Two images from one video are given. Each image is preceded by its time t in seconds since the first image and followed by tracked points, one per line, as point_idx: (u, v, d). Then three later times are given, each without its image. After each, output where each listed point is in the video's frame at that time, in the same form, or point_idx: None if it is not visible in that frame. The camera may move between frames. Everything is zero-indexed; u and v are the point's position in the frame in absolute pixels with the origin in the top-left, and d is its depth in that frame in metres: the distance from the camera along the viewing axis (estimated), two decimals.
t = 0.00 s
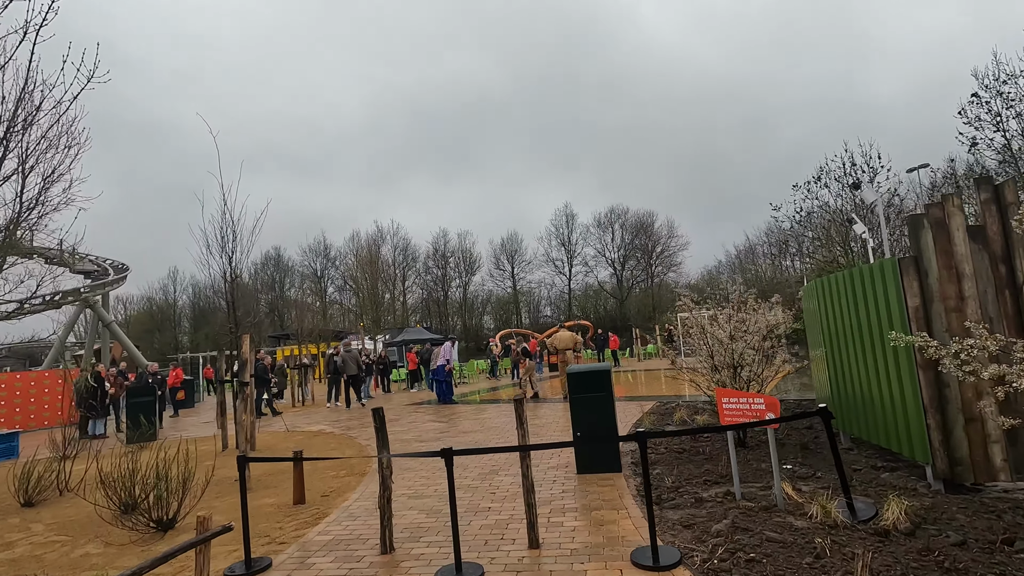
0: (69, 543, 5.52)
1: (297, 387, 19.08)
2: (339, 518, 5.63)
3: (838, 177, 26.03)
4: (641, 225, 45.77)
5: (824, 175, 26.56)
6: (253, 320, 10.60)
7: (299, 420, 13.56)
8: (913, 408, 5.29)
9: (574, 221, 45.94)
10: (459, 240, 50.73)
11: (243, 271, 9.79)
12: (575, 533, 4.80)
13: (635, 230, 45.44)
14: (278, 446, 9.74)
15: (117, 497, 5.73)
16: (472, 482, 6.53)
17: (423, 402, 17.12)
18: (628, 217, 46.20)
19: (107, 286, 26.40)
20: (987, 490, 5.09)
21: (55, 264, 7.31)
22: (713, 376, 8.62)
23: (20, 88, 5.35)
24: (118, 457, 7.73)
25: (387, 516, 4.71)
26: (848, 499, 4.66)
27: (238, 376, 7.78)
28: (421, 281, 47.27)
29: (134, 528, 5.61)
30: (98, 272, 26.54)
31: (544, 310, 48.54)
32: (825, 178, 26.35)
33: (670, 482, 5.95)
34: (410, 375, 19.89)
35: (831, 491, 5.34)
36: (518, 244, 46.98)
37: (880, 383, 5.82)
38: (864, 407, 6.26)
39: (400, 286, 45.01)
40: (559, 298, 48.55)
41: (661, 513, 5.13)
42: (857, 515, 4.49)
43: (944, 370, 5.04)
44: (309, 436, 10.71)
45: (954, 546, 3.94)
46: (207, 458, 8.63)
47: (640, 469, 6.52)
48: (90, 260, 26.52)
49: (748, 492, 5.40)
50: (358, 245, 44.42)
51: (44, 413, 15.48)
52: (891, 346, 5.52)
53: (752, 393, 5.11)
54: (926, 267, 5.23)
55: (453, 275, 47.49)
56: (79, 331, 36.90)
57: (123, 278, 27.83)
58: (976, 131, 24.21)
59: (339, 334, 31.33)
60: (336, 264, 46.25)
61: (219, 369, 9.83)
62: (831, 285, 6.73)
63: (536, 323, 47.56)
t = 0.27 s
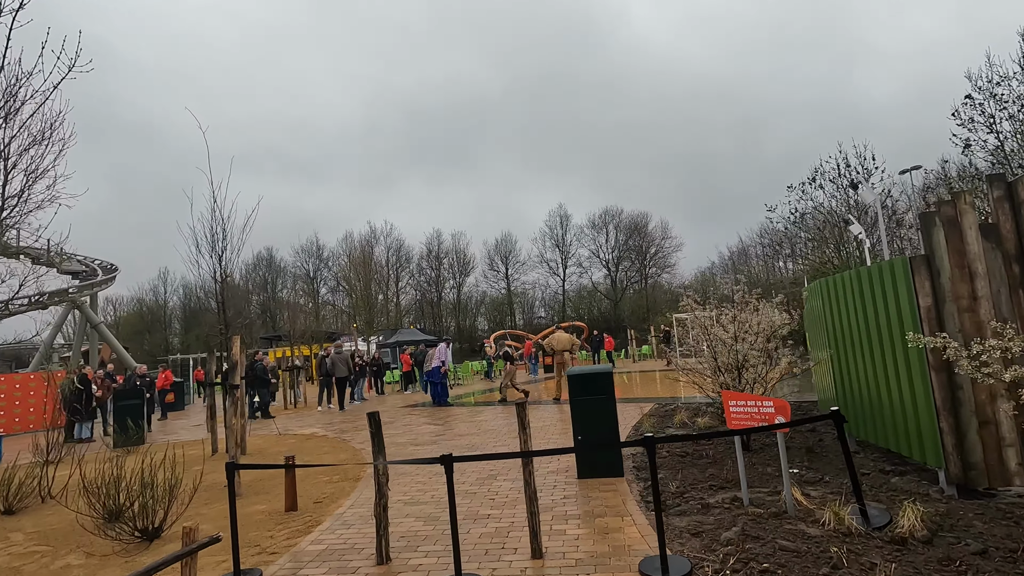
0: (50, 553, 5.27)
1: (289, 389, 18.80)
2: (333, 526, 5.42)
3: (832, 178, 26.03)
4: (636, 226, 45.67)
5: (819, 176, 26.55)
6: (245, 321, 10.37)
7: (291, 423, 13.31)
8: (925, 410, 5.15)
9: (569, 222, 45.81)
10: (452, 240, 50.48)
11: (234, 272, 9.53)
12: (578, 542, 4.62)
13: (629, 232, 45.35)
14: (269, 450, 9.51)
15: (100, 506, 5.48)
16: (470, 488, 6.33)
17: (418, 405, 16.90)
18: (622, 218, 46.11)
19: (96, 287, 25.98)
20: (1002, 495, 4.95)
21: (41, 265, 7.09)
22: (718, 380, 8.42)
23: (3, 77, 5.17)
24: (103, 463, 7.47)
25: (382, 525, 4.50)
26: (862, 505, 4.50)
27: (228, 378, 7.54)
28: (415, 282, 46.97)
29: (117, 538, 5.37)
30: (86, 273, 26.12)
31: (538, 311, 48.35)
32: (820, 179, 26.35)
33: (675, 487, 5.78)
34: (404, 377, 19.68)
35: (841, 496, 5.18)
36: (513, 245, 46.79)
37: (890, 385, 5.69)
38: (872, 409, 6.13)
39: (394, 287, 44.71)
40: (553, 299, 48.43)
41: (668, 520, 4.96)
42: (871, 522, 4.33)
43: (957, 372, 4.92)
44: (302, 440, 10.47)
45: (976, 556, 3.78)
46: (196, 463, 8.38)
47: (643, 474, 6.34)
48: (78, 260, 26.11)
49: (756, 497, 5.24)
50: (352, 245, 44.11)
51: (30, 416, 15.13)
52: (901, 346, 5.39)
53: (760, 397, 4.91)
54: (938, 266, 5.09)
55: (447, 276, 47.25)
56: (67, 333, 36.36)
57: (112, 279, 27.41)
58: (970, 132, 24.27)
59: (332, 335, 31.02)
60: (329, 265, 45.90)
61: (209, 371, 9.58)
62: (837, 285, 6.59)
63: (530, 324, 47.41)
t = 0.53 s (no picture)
0: (28, 561, 5.02)
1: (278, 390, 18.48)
2: (326, 531, 5.21)
3: (823, 178, 26.05)
4: (627, 226, 45.62)
5: (810, 176, 26.62)
6: (233, 320, 10.09)
7: (281, 425, 13.04)
8: (936, 409, 5.03)
9: (560, 222, 45.70)
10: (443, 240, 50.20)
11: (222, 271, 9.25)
12: (583, 547, 4.44)
13: (621, 232, 45.32)
14: (259, 452, 9.25)
15: (81, 511, 5.23)
16: (467, 491, 6.13)
17: (409, 405, 16.66)
18: (614, 219, 46.05)
19: (79, 286, 25.46)
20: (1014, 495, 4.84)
21: (22, 263, 6.80)
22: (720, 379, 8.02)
23: None
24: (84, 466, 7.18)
25: (380, 532, 4.29)
26: (875, 507, 4.36)
27: (215, 378, 7.29)
28: (405, 282, 46.65)
29: (99, 545, 5.10)
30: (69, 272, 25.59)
31: (529, 311, 48.23)
32: (811, 179, 26.41)
33: (679, 488, 5.63)
34: (396, 377, 19.49)
35: (851, 497, 5.05)
36: (504, 245, 46.60)
37: (898, 383, 5.56)
38: (879, 408, 6.00)
39: (384, 287, 44.34)
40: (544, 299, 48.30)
41: (673, 523, 4.80)
42: (886, 524, 4.20)
43: (968, 369, 4.80)
44: (292, 441, 10.22)
45: (997, 560, 3.66)
46: (182, 466, 8.12)
47: (644, 475, 6.19)
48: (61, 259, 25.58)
49: (765, 500, 5.08)
50: (341, 245, 43.72)
51: (9, 419, 14.71)
52: (910, 344, 5.26)
53: (769, 396, 4.78)
54: (950, 262, 4.97)
55: (438, 276, 46.97)
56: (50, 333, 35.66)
57: (96, 278, 26.90)
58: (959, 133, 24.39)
59: (321, 335, 30.67)
60: (318, 265, 45.46)
61: (196, 371, 9.31)
62: (842, 282, 6.47)
63: (521, 324, 47.27)
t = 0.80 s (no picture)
0: None
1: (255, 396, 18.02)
2: (312, 545, 4.96)
3: (801, 182, 26.39)
4: (608, 229, 45.75)
5: (789, 181, 26.93)
6: (209, 324, 9.73)
7: (259, 432, 12.64)
8: (934, 412, 4.98)
9: (541, 225, 45.63)
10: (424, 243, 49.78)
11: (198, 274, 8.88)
12: (582, 560, 4.27)
13: (602, 235, 45.42)
14: (237, 461, 8.90)
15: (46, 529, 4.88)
16: (457, 501, 5.92)
17: (392, 411, 16.33)
18: (595, 222, 46.15)
19: (45, 290, 24.55)
20: (1012, 498, 4.81)
21: None
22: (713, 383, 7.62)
23: None
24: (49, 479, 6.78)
25: (370, 547, 4.06)
26: (879, 513, 4.28)
27: (191, 385, 6.96)
28: (385, 285, 46.09)
29: (65, 566, 4.77)
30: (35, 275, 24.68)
31: (510, 314, 48.06)
32: (789, 183, 26.72)
33: (676, 496, 5.49)
34: (378, 382, 19.18)
35: (850, 503, 4.96)
36: (485, 248, 46.37)
37: (894, 386, 5.50)
38: (874, 411, 5.93)
39: (364, 290, 43.74)
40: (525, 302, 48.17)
41: (674, 533, 4.66)
42: (890, 530, 4.12)
43: (967, 371, 4.77)
44: (272, 450, 9.88)
45: (1007, 567, 3.59)
46: (155, 477, 7.75)
47: (639, 482, 6.04)
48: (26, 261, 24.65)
49: (764, 507, 4.97)
50: (320, 247, 43.04)
51: None
52: (908, 347, 5.21)
53: (770, 400, 4.68)
54: (947, 264, 4.94)
55: (418, 279, 46.50)
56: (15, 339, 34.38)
57: (63, 281, 25.99)
58: (933, 139, 24.90)
59: (299, 339, 30.06)
60: (296, 267, 44.69)
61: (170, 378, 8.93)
62: (836, 284, 6.41)
63: (503, 327, 47.07)
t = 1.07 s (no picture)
0: None
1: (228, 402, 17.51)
2: (291, 560, 4.70)
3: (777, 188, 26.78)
4: (587, 233, 45.90)
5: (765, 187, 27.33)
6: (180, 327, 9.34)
7: (232, 440, 12.22)
8: (926, 415, 4.96)
9: (521, 228, 45.57)
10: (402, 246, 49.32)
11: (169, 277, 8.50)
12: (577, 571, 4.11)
13: (581, 239, 45.54)
14: (209, 470, 8.55)
15: None
16: (443, 510, 5.72)
17: (370, 416, 16.00)
18: (574, 226, 46.26)
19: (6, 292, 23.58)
20: (1002, 501, 4.81)
21: None
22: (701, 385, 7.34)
23: None
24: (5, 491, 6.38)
25: (355, 563, 3.84)
26: (876, 518, 4.21)
27: (161, 392, 6.62)
28: (362, 288, 45.49)
29: None
30: None
31: (489, 318, 47.87)
32: (766, 190, 27.12)
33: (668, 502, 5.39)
34: (356, 387, 18.83)
35: (845, 507, 4.90)
36: (464, 251, 46.12)
37: (885, 390, 5.47)
38: (864, 415, 5.90)
39: (340, 293, 43.00)
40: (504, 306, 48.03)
41: (669, 541, 4.54)
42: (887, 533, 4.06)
43: (960, 375, 4.76)
44: (246, 458, 9.53)
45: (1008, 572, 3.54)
46: (122, 488, 7.37)
47: (629, 489, 5.91)
48: None
49: (759, 513, 4.88)
50: (296, 250, 42.28)
51: None
52: (899, 349, 5.20)
53: (765, 403, 4.61)
54: (939, 266, 4.92)
55: (397, 282, 46.00)
56: None
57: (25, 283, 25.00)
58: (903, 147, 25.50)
59: (274, 343, 29.43)
60: (271, 270, 43.84)
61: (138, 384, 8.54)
62: (825, 288, 6.37)
63: (482, 331, 46.86)
